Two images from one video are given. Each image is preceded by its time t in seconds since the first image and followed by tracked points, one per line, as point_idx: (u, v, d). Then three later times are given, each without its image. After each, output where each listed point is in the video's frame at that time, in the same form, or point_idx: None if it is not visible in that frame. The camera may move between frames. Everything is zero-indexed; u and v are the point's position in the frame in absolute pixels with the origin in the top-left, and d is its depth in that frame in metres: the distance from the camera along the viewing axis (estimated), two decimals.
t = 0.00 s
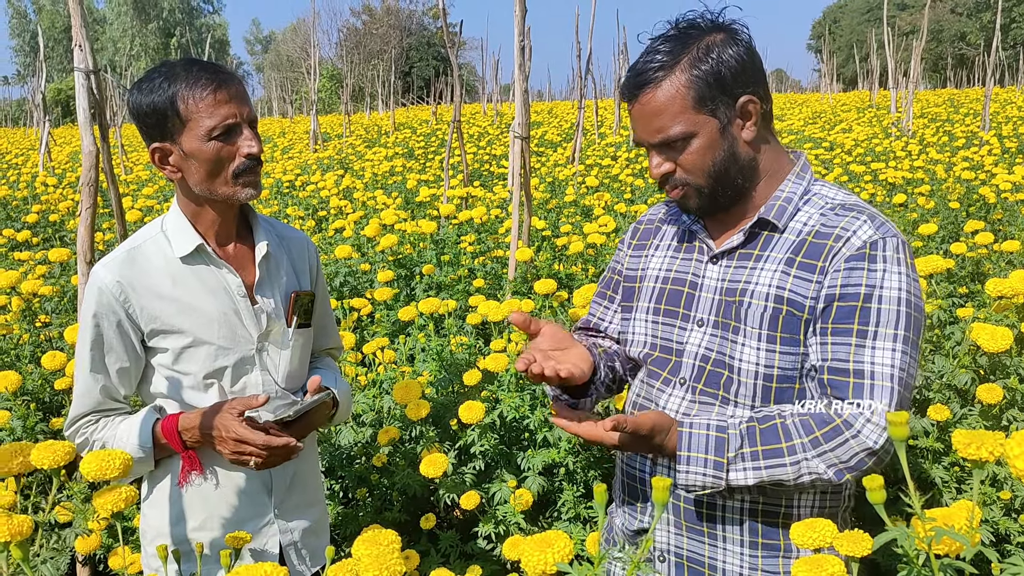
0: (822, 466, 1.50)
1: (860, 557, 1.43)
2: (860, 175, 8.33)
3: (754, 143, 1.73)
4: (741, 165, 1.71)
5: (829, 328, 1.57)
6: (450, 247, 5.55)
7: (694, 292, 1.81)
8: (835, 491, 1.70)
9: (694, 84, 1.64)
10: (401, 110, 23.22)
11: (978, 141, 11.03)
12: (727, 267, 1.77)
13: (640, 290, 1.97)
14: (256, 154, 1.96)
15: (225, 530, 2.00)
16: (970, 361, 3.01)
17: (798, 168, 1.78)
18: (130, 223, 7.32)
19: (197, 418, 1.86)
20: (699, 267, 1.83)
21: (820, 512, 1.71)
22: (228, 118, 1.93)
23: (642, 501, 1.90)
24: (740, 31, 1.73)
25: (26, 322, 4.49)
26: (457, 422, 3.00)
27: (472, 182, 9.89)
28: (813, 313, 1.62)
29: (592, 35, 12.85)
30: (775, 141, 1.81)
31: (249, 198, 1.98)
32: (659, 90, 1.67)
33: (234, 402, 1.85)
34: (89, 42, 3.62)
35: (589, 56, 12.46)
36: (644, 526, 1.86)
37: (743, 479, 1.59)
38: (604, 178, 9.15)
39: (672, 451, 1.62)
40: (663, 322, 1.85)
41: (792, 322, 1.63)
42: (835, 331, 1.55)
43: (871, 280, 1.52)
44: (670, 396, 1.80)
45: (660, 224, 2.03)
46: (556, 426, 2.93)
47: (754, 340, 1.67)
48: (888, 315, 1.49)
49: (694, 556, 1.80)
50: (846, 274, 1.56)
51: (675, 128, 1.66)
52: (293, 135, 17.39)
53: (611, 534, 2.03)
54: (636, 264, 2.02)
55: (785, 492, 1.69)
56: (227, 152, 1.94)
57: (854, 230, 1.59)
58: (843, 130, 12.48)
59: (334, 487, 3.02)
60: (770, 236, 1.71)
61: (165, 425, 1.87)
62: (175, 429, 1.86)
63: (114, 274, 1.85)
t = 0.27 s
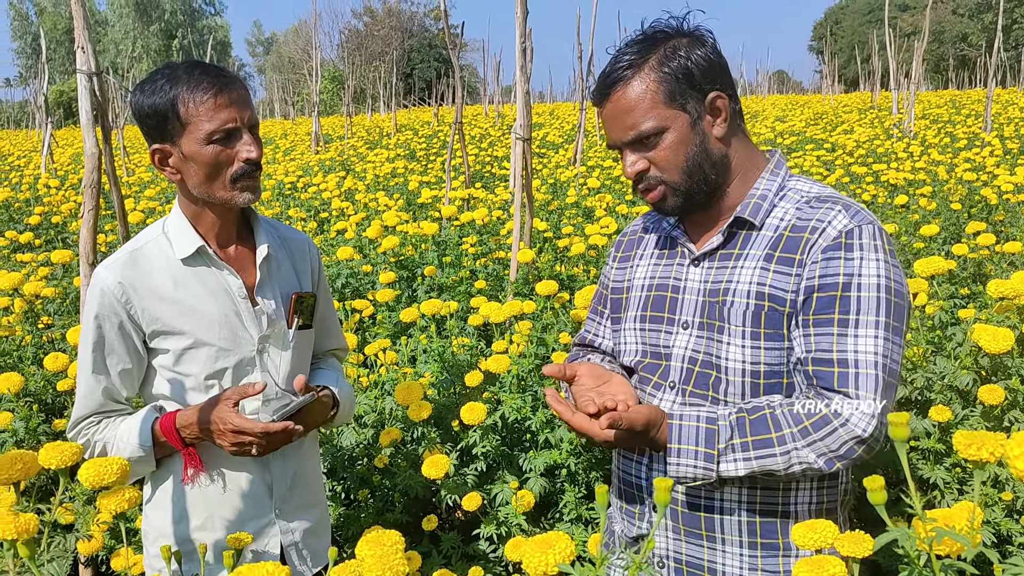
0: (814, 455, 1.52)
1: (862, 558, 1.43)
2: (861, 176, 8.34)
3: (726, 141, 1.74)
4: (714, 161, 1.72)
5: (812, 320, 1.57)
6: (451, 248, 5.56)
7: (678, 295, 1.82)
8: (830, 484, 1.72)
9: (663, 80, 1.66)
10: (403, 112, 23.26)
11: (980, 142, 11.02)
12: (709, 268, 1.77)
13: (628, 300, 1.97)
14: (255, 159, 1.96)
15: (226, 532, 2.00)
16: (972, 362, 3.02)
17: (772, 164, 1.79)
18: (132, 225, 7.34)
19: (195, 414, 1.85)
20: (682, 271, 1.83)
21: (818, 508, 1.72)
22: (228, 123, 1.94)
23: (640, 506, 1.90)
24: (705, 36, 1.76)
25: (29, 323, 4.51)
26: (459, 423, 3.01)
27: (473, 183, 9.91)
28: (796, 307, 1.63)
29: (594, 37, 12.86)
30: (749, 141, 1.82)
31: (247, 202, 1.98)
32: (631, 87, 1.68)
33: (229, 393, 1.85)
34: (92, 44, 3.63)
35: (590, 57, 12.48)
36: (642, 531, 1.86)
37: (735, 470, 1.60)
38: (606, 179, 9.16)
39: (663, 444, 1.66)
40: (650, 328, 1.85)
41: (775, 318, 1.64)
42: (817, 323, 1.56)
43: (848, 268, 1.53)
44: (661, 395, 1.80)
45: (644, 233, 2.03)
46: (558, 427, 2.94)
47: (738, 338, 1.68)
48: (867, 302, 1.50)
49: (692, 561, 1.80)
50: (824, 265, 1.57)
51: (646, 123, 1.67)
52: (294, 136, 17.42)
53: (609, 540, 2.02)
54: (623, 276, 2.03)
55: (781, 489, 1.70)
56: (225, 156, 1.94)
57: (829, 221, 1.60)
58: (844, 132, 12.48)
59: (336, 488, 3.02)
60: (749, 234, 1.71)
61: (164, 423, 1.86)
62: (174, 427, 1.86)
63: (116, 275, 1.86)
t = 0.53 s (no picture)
0: (805, 454, 1.52)
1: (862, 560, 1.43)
2: (862, 178, 8.34)
3: (715, 139, 1.74)
4: (703, 159, 1.72)
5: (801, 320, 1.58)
6: (451, 250, 5.56)
7: (669, 297, 1.82)
8: (826, 484, 1.72)
9: (654, 76, 1.67)
10: (403, 114, 23.27)
11: (980, 143, 11.02)
12: (700, 269, 1.77)
13: (620, 302, 1.97)
14: (250, 162, 1.96)
15: (227, 532, 2.00)
16: (972, 363, 3.02)
17: (762, 165, 1.80)
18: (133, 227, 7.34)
19: (194, 412, 1.86)
20: (673, 272, 1.84)
21: (813, 508, 1.72)
22: (224, 125, 1.94)
23: (636, 509, 1.90)
24: (704, 37, 1.77)
25: (30, 325, 4.51)
26: (460, 424, 3.01)
27: (474, 185, 9.90)
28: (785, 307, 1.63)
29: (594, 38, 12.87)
30: (740, 141, 1.82)
31: (243, 205, 1.98)
32: (624, 81, 1.70)
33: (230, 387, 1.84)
34: (93, 46, 3.64)
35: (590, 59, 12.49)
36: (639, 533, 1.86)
37: (725, 467, 1.60)
38: (606, 181, 9.17)
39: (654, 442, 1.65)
40: (642, 330, 1.85)
41: (765, 317, 1.64)
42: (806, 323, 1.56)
43: (838, 267, 1.53)
44: (656, 396, 1.80)
45: (636, 235, 2.02)
46: (558, 429, 2.94)
47: (729, 338, 1.68)
48: (857, 300, 1.50)
49: (689, 563, 1.81)
50: (814, 264, 1.57)
51: (634, 117, 1.69)
52: (295, 138, 17.42)
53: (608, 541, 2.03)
54: (614, 278, 2.03)
55: (776, 490, 1.70)
56: (220, 159, 1.94)
57: (818, 220, 1.61)
58: (845, 133, 12.49)
59: (337, 489, 3.02)
60: (739, 235, 1.72)
61: (164, 421, 1.87)
62: (174, 425, 1.86)
63: (116, 277, 1.86)
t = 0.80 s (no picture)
0: (814, 461, 1.53)
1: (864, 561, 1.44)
2: (862, 179, 8.34)
3: (724, 139, 1.75)
4: (710, 158, 1.73)
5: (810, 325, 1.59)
6: (452, 251, 5.57)
7: (673, 297, 1.82)
8: (827, 487, 1.73)
9: (670, 70, 1.69)
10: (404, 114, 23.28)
11: (981, 144, 11.03)
12: (705, 271, 1.78)
13: (622, 302, 1.98)
14: (250, 164, 1.96)
15: (229, 533, 2.01)
16: (974, 364, 3.02)
17: (769, 167, 1.81)
18: (134, 228, 7.35)
19: (197, 406, 1.85)
20: (677, 273, 1.84)
21: (814, 511, 1.73)
22: (225, 127, 1.94)
23: (638, 510, 1.90)
24: (725, 36, 1.78)
25: (32, 326, 4.51)
26: (461, 425, 3.01)
27: (474, 186, 9.91)
28: (792, 310, 1.63)
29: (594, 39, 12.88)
30: (750, 142, 1.83)
31: (243, 207, 1.98)
32: (638, 73, 1.71)
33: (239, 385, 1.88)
34: (95, 48, 3.65)
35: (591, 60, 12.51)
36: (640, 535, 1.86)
37: (735, 475, 1.60)
38: (607, 182, 9.17)
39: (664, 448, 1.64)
40: (645, 330, 1.86)
41: (772, 321, 1.64)
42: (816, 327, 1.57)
43: (847, 272, 1.54)
44: (659, 399, 1.80)
45: (640, 235, 2.03)
46: (560, 430, 2.94)
47: (734, 341, 1.68)
48: (867, 307, 1.51)
49: (690, 565, 1.81)
50: (823, 268, 1.58)
51: (645, 108, 1.70)
52: (295, 139, 17.43)
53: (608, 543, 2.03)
54: (617, 278, 2.03)
55: (778, 493, 1.71)
56: (221, 160, 1.95)
57: (827, 225, 1.62)
58: (845, 134, 12.50)
59: (339, 490, 3.02)
60: (746, 237, 1.73)
61: (168, 418, 1.86)
62: (176, 420, 1.86)
63: (118, 278, 1.87)
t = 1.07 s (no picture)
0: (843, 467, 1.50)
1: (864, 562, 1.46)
2: (861, 180, 8.35)
3: (742, 140, 1.75)
4: (726, 158, 1.73)
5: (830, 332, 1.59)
6: (452, 251, 5.57)
7: (684, 297, 1.82)
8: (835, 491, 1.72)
9: (693, 66, 1.69)
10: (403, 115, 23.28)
11: (980, 145, 11.05)
12: (718, 271, 1.78)
13: (630, 299, 1.98)
14: (249, 165, 1.96)
15: (230, 534, 2.00)
16: (974, 365, 3.02)
17: (785, 172, 1.81)
18: (133, 229, 7.34)
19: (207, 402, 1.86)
20: (689, 273, 1.84)
21: (821, 515, 1.73)
22: (225, 129, 1.94)
23: (643, 511, 1.90)
24: (751, 37, 1.78)
25: (31, 327, 4.51)
26: (462, 426, 3.01)
27: (474, 187, 9.91)
28: (808, 317, 1.64)
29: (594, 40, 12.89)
30: (767, 145, 1.83)
31: (242, 208, 1.98)
32: (660, 67, 1.72)
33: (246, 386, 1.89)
34: (95, 48, 3.64)
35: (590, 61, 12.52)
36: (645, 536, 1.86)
37: (764, 472, 1.55)
38: (606, 183, 9.18)
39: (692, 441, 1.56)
40: (654, 330, 1.86)
41: (789, 326, 1.64)
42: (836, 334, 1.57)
43: (870, 281, 1.54)
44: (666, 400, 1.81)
45: (650, 231, 2.04)
46: (560, 430, 2.94)
47: (749, 344, 1.68)
48: (890, 316, 1.51)
49: (695, 566, 1.81)
50: (844, 276, 1.58)
51: (665, 104, 1.70)
52: (295, 140, 17.43)
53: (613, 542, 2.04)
54: (625, 274, 2.03)
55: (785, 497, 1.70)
56: (221, 162, 1.95)
57: (846, 231, 1.62)
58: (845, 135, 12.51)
59: (339, 491, 3.02)
60: (761, 239, 1.73)
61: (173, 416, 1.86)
62: (183, 416, 1.86)
63: (117, 279, 1.86)
